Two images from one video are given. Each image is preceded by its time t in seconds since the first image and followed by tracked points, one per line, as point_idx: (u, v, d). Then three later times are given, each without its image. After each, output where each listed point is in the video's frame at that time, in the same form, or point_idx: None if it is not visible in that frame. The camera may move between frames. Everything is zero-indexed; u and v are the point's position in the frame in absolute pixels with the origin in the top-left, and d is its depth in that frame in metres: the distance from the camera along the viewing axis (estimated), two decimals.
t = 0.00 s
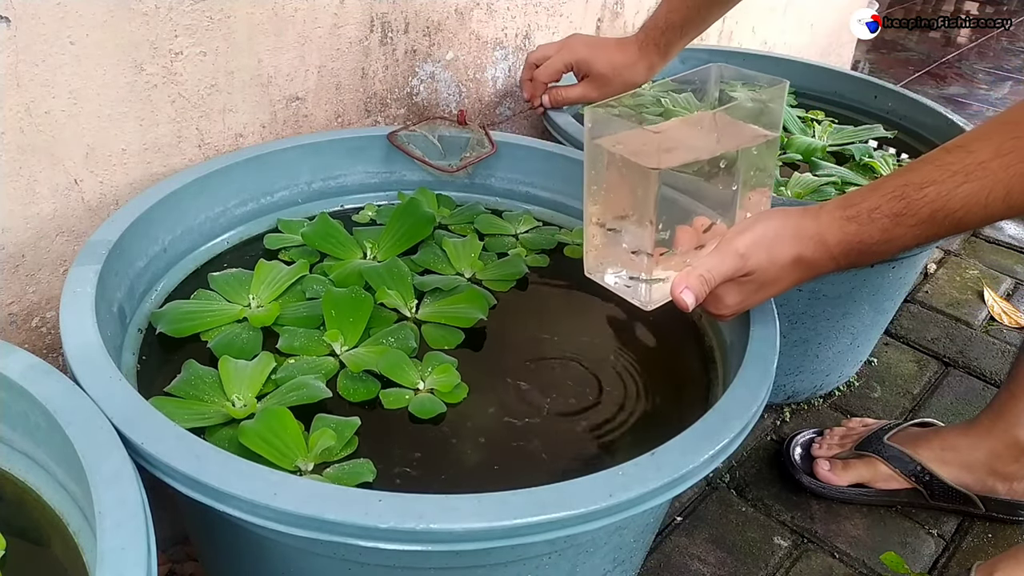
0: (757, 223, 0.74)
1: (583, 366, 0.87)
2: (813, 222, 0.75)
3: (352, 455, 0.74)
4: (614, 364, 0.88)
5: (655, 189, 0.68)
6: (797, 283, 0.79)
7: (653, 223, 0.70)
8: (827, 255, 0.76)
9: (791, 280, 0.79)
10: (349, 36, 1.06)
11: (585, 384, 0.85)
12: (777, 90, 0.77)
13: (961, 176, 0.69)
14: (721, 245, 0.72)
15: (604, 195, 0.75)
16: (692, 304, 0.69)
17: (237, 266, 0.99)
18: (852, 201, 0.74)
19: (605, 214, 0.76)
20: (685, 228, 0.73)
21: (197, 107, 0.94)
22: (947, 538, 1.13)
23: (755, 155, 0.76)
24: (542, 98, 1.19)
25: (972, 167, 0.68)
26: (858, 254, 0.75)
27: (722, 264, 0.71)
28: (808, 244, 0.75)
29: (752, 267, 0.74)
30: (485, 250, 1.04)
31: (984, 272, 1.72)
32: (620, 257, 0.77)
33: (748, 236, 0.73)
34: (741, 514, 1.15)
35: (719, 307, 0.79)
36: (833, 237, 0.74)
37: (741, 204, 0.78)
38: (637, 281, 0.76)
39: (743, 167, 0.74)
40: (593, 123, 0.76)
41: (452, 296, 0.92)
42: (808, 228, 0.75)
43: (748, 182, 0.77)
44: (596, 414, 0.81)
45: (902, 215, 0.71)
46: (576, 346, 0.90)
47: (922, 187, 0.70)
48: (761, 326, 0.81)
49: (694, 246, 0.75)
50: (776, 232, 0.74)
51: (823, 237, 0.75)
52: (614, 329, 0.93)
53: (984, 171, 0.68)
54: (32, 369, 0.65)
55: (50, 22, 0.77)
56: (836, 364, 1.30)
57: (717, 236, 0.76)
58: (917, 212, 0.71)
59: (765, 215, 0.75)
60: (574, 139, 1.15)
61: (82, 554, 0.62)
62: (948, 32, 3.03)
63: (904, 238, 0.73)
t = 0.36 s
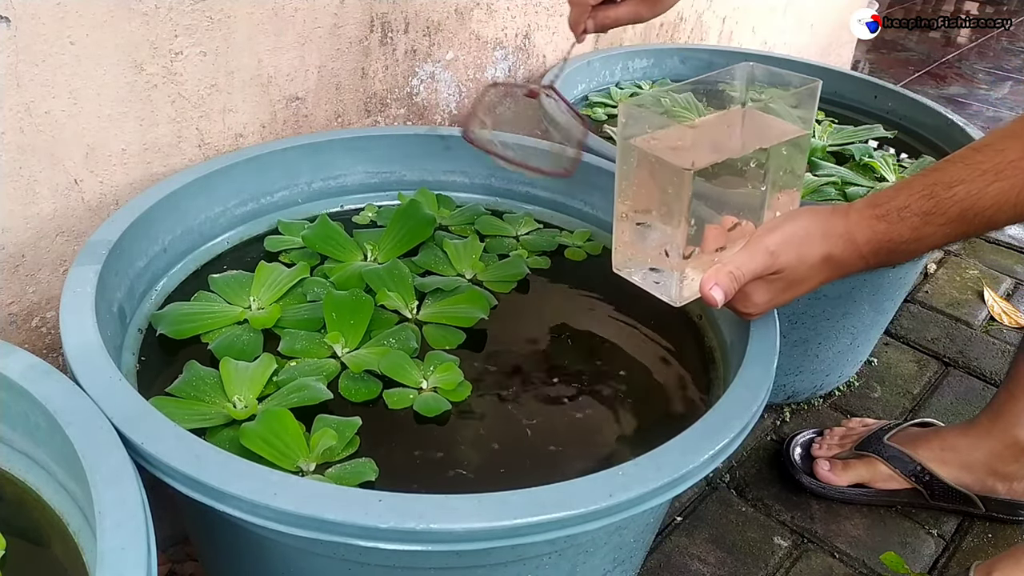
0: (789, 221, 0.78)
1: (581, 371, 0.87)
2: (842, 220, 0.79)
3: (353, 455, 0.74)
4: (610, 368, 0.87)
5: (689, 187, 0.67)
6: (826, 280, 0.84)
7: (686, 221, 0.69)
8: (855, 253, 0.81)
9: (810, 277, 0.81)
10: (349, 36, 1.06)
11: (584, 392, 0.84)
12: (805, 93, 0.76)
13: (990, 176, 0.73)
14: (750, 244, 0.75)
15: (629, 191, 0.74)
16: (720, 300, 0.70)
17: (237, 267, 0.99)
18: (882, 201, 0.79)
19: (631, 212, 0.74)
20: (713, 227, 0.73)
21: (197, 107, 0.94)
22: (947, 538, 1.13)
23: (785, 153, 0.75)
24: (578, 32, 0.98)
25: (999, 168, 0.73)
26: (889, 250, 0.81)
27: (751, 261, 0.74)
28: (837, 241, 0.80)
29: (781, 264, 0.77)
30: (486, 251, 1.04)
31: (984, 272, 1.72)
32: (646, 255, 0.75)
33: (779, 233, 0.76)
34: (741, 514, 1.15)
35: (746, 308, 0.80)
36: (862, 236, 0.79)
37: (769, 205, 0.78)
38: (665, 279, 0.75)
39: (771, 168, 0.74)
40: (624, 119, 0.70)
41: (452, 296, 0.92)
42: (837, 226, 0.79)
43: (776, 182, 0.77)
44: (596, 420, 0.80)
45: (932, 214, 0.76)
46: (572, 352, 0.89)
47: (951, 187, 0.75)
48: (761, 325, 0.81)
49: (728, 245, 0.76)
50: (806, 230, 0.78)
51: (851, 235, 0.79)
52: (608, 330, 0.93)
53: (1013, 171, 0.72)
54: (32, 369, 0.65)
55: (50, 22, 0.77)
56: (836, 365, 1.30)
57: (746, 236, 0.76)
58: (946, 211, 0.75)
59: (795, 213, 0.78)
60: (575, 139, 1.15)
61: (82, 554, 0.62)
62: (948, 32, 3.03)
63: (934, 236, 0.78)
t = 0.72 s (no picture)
0: (794, 223, 0.75)
1: (579, 369, 0.87)
2: (848, 222, 0.76)
3: (353, 455, 0.74)
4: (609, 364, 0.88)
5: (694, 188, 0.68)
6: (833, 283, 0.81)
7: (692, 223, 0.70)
8: (861, 255, 0.77)
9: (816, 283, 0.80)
10: (349, 36, 1.06)
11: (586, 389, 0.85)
12: (810, 95, 0.76)
13: (999, 177, 0.69)
14: (757, 246, 0.73)
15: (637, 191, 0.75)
16: (728, 303, 0.68)
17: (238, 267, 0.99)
18: (888, 201, 0.76)
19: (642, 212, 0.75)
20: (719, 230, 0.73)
21: (197, 107, 0.94)
22: (947, 538, 1.13)
23: (791, 154, 0.75)
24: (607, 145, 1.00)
25: (1009, 169, 0.69)
26: (896, 254, 0.77)
27: (758, 263, 0.72)
28: (843, 244, 0.77)
29: (789, 266, 0.75)
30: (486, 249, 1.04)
31: (984, 272, 1.72)
32: (653, 257, 0.77)
33: (785, 235, 0.74)
34: (741, 514, 1.15)
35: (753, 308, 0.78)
36: (869, 238, 0.76)
37: (775, 206, 0.78)
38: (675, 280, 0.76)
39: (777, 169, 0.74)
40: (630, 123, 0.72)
41: (452, 296, 0.92)
42: (843, 228, 0.76)
43: (782, 184, 0.77)
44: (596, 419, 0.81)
45: (939, 215, 0.72)
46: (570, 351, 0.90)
47: (958, 188, 0.71)
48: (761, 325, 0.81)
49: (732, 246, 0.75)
50: (813, 231, 0.75)
51: (858, 237, 0.76)
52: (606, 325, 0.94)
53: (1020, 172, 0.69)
54: (32, 369, 0.65)
55: (50, 22, 0.77)
56: (836, 364, 1.30)
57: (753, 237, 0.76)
58: (954, 212, 0.72)
59: (801, 214, 0.76)
60: (574, 139, 1.15)
61: (82, 554, 0.62)
62: (948, 32, 3.03)
63: (941, 238, 0.74)
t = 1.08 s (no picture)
0: (794, 231, 0.75)
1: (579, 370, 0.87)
2: (848, 229, 0.76)
3: (352, 455, 0.74)
4: (610, 360, 0.89)
5: (699, 198, 0.65)
6: (836, 289, 0.81)
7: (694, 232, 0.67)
8: (862, 262, 0.77)
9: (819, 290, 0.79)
10: (349, 36, 1.06)
11: (588, 384, 0.85)
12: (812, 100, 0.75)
13: (1001, 185, 0.69)
14: (757, 254, 0.72)
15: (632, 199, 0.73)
16: (731, 312, 0.68)
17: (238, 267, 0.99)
18: (889, 209, 0.75)
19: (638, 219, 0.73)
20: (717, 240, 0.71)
21: (197, 107, 0.94)
22: (947, 538, 1.13)
23: (788, 163, 0.74)
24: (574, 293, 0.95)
25: (1009, 177, 0.69)
26: (896, 261, 0.76)
27: (759, 272, 0.71)
28: (844, 251, 0.76)
29: (790, 274, 0.74)
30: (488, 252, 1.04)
31: (984, 272, 1.72)
32: (649, 267, 0.75)
33: (786, 242, 0.73)
34: (741, 514, 1.15)
35: (754, 318, 0.78)
36: (870, 246, 0.75)
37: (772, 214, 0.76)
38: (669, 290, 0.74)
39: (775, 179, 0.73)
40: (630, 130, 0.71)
41: (453, 297, 0.93)
42: (844, 236, 0.75)
43: (778, 194, 0.76)
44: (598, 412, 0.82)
45: (941, 222, 0.72)
46: (571, 346, 0.90)
47: (960, 196, 0.71)
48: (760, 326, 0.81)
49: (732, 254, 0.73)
50: (814, 239, 0.75)
51: (859, 244, 0.75)
52: (606, 322, 0.94)
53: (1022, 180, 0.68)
54: (32, 370, 0.65)
55: (50, 22, 0.77)
56: (836, 365, 1.30)
57: (749, 245, 0.75)
58: (956, 219, 0.71)
59: (801, 223, 0.76)
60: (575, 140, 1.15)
61: (82, 554, 0.62)
62: (948, 32, 3.03)
63: (942, 246, 0.73)
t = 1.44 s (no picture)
0: (799, 234, 0.74)
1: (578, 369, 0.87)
2: (852, 232, 0.75)
3: (348, 455, 0.74)
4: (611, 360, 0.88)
5: (703, 200, 0.64)
6: (839, 292, 0.80)
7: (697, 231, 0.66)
8: (866, 264, 0.76)
9: (822, 294, 0.78)
10: (349, 36, 1.06)
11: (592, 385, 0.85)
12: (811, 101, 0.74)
13: (1006, 186, 0.69)
14: (760, 257, 0.72)
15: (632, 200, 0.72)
16: (734, 316, 0.68)
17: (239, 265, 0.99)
18: (892, 210, 0.75)
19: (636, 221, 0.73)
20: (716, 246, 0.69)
21: (197, 107, 0.94)
22: (947, 538, 1.13)
23: (789, 165, 0.73)
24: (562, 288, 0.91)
25: (1015, 178, 0.69)
26: (900, 263, 0.76)
27: (762, 276, 0.71)
28: (847, 254, 0.76)
29: (792, 278, 0.74)
30: (491, 250, 1.04)
31: (984, 272, 1.72)
32: (650, 270, 0.74)
33: (789, 245, 0.73)
34: (741, 514, 1.15)
35: (756, 322, 0.78)
36: (873, 248, 0.75)
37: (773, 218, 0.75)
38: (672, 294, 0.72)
39: (776, 180, 0.71)
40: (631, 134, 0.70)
41: (453, 296, 0.93)
42: (848, 238, 0.75)
43: (780, 195, 0.74)
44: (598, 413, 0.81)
45: (946, 223, 0.72)
46: (575, 348, 0.90)
47: (964, 198, 0.71)
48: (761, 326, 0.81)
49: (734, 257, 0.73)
50: (818, 243, 0.74)
51: (862, 246, 0.75)
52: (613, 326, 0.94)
53: None
54: (32, 370, 0.65)
55: (50, 22, 0.77)
56: (836, 364, 1.30)
57: (751, 248, 0.73)
58: (961, 221, 0.71)
59: (804, 225, 0.75)
60: (574, 139, 1.15)
61: (82, 554, 0.62)
62: (948, 32, 3.03)
63: (946, 247, 0.73)
